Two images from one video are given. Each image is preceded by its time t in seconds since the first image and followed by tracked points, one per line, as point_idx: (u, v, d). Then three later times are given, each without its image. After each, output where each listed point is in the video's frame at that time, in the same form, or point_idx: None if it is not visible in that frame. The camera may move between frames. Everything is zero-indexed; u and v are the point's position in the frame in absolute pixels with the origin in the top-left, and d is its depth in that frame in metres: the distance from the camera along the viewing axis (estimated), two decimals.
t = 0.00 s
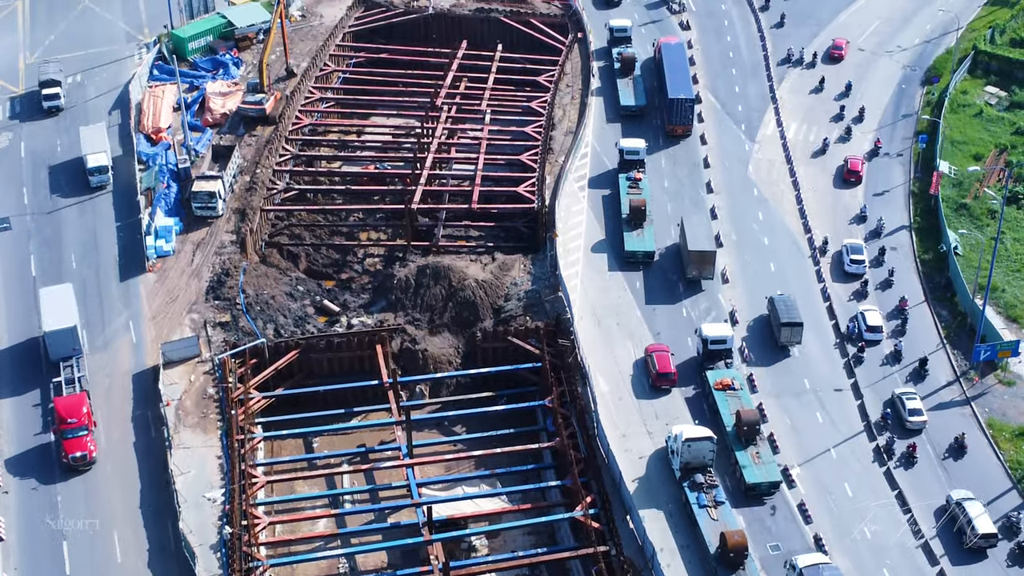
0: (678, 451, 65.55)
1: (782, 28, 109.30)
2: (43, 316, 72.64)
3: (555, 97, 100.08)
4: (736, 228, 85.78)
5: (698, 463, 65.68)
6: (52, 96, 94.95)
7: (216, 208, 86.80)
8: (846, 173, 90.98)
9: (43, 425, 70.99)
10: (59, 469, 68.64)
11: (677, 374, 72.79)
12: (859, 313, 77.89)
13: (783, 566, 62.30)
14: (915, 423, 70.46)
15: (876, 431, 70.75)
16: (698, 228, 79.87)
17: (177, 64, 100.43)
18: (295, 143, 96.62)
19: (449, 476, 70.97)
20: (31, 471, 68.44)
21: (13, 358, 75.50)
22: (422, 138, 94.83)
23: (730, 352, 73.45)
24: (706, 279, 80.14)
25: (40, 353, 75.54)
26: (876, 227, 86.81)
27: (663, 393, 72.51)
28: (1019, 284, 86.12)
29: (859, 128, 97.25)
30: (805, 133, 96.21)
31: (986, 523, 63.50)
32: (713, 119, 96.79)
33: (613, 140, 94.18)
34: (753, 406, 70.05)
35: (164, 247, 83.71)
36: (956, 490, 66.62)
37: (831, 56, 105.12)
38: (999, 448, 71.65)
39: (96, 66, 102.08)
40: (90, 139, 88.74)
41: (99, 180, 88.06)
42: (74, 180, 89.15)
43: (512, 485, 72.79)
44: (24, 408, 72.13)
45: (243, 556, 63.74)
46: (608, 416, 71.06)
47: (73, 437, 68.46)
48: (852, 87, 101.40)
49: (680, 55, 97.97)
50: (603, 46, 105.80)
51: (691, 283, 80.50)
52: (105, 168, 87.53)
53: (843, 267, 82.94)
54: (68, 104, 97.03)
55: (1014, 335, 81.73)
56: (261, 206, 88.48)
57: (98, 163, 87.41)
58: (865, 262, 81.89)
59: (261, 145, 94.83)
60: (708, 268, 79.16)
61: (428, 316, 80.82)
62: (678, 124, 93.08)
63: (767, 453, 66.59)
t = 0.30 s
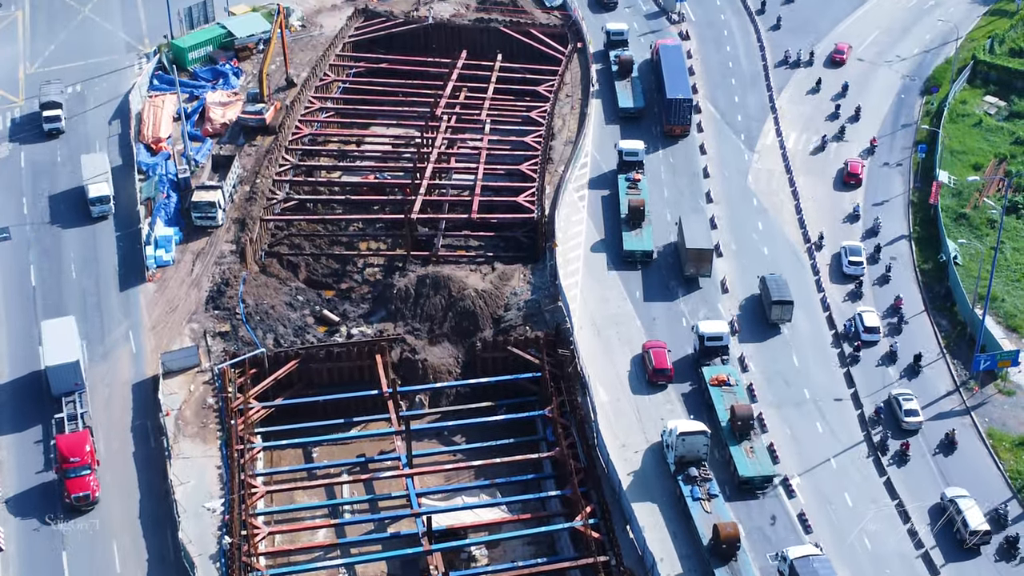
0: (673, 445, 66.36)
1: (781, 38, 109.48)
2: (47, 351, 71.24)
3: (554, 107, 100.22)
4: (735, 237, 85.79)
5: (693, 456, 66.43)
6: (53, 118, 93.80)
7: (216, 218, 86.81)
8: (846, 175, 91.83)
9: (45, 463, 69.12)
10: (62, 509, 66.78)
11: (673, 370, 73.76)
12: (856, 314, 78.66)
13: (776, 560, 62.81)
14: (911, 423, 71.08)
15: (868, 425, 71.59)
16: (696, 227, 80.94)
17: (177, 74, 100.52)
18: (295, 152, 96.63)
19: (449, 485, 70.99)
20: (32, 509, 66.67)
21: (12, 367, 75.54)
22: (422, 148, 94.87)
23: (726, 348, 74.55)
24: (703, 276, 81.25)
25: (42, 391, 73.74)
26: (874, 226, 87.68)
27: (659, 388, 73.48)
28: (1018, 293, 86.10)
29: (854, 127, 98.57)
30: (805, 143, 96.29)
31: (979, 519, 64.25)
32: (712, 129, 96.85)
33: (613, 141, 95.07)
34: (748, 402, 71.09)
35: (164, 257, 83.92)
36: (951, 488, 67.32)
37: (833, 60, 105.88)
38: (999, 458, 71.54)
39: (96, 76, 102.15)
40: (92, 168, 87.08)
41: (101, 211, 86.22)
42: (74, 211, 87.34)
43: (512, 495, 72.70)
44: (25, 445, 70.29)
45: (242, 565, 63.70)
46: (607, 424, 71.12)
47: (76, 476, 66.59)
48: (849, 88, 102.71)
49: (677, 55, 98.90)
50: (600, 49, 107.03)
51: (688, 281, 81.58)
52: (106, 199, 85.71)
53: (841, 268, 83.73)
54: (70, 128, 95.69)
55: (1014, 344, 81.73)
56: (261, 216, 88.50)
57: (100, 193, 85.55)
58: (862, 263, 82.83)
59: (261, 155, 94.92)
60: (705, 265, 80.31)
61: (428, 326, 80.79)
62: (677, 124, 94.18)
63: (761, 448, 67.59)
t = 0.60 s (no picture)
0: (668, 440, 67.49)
1: (780, 48, 109.64)
2: (48, 382, 69.62)
3: (554, 116, 100.36)
4: (735, 246, 85.76)
5: (687, 451, 67.55)
6: (53, 138, 92.63)
7: (215, 227, 86.84)
8: (846, 178, 92.54)
9: (47, 498, 67.34)
10: (62, 547, 65.14)
11: (670, 366, 74.66)
12: (855, 315, 79.22)
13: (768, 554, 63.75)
14: (907, 424, 71.52)
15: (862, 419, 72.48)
16: (693, 226, 81.87)
17: (176, 83, 100.56)
18: (294, 161, 96.62)
19: (448, 495, 70.87)
20: (31, 547, 64.86)
21: (11, 376, 75.56)
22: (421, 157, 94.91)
23: (723, 346, 75.46)
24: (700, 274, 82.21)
25: (43, 424, 72.14)
26: (869, 226, 88.66)
27: (656, 384, 74.47)
28: (1018, 302, 86.09)
29: (851, 126, 99.85)
30: (803, 152, 96.38)
31: (973, 516, 65.23)
32: (711, 138, 96.88)
33: (612, 142, 96.43)
34: (744, 398, 71.81)
35: (164, 266, 83.90)
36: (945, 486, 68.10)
37: (836, 65, 106.48)
38: (999, 467, 71.40)
39: (96, 85, 102.22)
40: (93, 196, 85.50)
41: (102, 238, 84.64)
42: (76, 239, 85.80)
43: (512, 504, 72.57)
44: (26, 480, 68.58)
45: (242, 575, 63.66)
46: (606, 433, 71.38)
47: (78, 512, 65.37)
48: (845, 89, 103.99)
49: (674, 55, 100.13)
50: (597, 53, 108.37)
51: (686, 279, 82.61)
52: (108, 226, 84.10)
53: (840, 269, 84.30)
54: (70, 150, 94.34)
55: (1014, 353, 81.77)
56: (261, 224, 88.53)
57: (101, 221, 83.98)
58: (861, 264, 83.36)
59: (261, 164, 95.00)
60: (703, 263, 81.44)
61: (427, 335, 80.76)
62: (675, 125, 95.51)
63: (755, 444, 68.51)
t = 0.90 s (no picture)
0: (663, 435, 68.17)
1: (778, 54, 110.32)
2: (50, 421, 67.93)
3: (553, 126, 100.48)
4: (735, 256, 85.76)
5: (683, 447, 68.24)
6: (53, 162, 91.26)
7: (215, 238, 86.86)
8: (846, 181, 93.29)
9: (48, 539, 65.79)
10: None
11: (667, 364, 75.36)
12: (852, 317, 80.03)
13: (760, 548, 64.74)
14: (904, 425, 72.36)
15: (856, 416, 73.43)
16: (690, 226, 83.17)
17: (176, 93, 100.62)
18: (294, 172, 96.61)
19: (448, 505, 70.82)
20: None
21: (10, 388, 75.56)
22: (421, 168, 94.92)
23: (720, 344, 76.68)
24: (698, 273, 83.27)
25: (44, 460, 70.53)
26: (864, 226, 89.71)
27: (653, 382, 75.25)
28: (1018, 312, 86.08)
29: (847, 126, 101.23)
30: (802, 162, 96.50)
31: (965, 515, 66.15)
32: (711, 148, 96.91)
33: (611, 143, 97.34)
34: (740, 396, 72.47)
35: (164, 276, 83.88)
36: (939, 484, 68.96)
37: (839, 69, 107.78)
38: (999, 479, 71.34)
39: (96, 96, 102.32)
40: (94, 226, 83.22)
41: (104, 270, 82.95)
42: (78, 271, 84.13)
43: (512, 515, 72.58)
44: (27, 519, 67.04)
45: None
46: (606, 442, 71.13)
47: (80, 557, 63.55)
48: (842, 91, 105.24)
49: (671, 58, 101.01)
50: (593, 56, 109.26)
51: (684, 276, 83.61)
52: (110, 258, 82.31)
53: (839, 273, 85.11)
54: (70, 173, 93.02)
55: (1014, 363, 81.75)
56: (260, 235, 88.56)
57: (103, 253, 82.12)
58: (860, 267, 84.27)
59: (261, 175, 95.04)
60: (699, 262, 82.47)
61: (427, 345, 80.75)
62: (673, 126, 96.53)
63: (751, 440, 69.06)
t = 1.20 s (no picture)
0: (659, 434, 68.81)
1: (775, 61, 111.36)
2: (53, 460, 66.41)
3: (553, 139, 100.59)
4: (734, 269, 85.74)
5: (679, 445, 68.72)
6: (53, 187, 89.99)
7: (215, 250, 86.87)
8: (848, 186, 94.10)
9: None
10: None
11: (665, 366, 76.38)
12: (851, 322, 80.94)
13: (753, 544, 65.54)
14: (901, 429, 72.97)
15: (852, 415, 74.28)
16: (688, 228, 84.27)
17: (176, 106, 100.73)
18: (294, 185, 96.70)
19: (448, 518, 70.71)
20: None
21: (9, 401, 75.53)
22: (421, 181, 95.02)
23: (717, 346, 77.49)
24: (696, 275, 84.18)
25: (46, 498, 69.04)
26: (859, 227, 90.71)
27: (650, 383, 76.06)
28: (1017, 325, 86.09)
29: (844, 131, 102.25)
30: (802, 175, 96.55)
31: (959, 515, 66.76)
32: (710, 161, 97.01)
33: (610, 149, 98.46)
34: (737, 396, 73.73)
35: (164, 289, 83.93)
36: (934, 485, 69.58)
37: (841, 77, 108.52)
38: (999, 492, 71.25)
39: (96, 109, 102.43)
40: (96, 257, 81.60)
41: (107, 302, 81.51)
42: (79, 303, 82.66)
43: (512, 527, 72.40)
44: (27, 560, 65.52)
45: None
46: (605, 455, 70.97)
47: None
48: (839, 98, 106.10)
49: (668, 63, 102.45)
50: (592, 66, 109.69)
51: (681, 279, 84.48)
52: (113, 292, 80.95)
53: (837, 279, 85.78)
54: (70, 199, 91.73)
55: (1014, 376, 81.74)
56: (260, 247, 88.62)
57: (105, 286, 80.71)
58: (859, 274, 84.86)
59: (260, 188, 95.08)
60: (698, 264, 83.40)
61: (427, 358, 80.75)
62: (671, 130, 97.83)
63: (746, 440, 70.30)
